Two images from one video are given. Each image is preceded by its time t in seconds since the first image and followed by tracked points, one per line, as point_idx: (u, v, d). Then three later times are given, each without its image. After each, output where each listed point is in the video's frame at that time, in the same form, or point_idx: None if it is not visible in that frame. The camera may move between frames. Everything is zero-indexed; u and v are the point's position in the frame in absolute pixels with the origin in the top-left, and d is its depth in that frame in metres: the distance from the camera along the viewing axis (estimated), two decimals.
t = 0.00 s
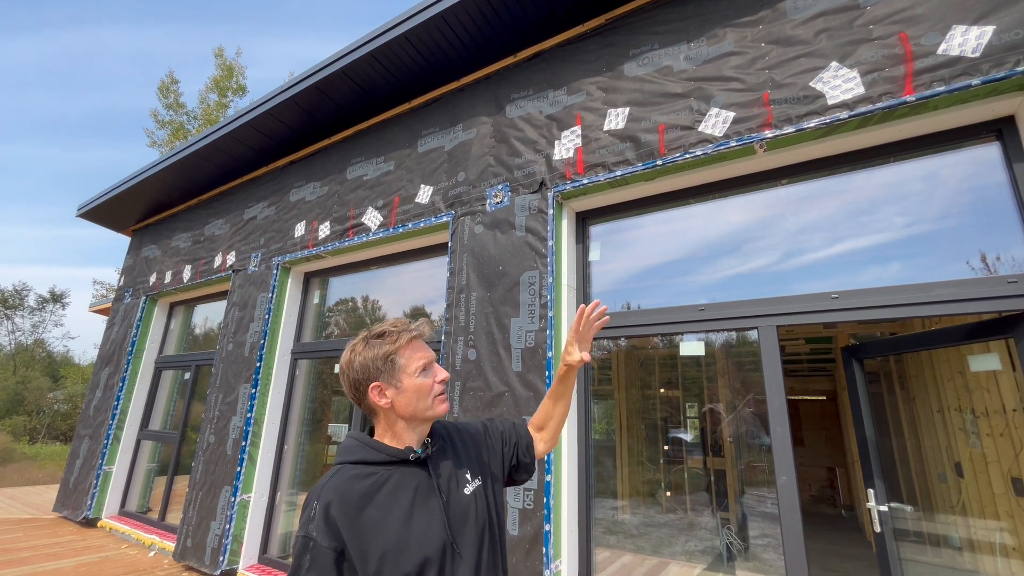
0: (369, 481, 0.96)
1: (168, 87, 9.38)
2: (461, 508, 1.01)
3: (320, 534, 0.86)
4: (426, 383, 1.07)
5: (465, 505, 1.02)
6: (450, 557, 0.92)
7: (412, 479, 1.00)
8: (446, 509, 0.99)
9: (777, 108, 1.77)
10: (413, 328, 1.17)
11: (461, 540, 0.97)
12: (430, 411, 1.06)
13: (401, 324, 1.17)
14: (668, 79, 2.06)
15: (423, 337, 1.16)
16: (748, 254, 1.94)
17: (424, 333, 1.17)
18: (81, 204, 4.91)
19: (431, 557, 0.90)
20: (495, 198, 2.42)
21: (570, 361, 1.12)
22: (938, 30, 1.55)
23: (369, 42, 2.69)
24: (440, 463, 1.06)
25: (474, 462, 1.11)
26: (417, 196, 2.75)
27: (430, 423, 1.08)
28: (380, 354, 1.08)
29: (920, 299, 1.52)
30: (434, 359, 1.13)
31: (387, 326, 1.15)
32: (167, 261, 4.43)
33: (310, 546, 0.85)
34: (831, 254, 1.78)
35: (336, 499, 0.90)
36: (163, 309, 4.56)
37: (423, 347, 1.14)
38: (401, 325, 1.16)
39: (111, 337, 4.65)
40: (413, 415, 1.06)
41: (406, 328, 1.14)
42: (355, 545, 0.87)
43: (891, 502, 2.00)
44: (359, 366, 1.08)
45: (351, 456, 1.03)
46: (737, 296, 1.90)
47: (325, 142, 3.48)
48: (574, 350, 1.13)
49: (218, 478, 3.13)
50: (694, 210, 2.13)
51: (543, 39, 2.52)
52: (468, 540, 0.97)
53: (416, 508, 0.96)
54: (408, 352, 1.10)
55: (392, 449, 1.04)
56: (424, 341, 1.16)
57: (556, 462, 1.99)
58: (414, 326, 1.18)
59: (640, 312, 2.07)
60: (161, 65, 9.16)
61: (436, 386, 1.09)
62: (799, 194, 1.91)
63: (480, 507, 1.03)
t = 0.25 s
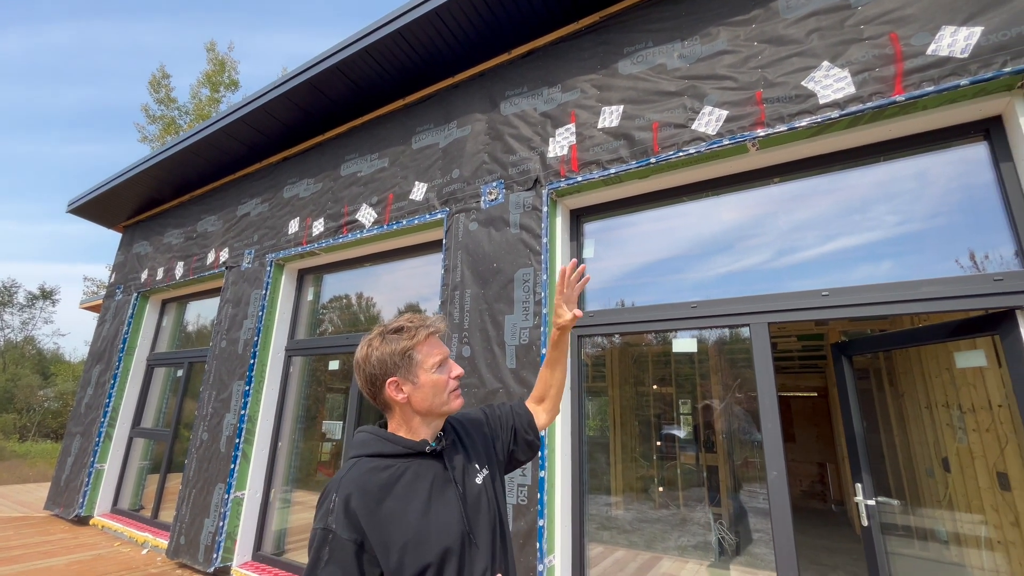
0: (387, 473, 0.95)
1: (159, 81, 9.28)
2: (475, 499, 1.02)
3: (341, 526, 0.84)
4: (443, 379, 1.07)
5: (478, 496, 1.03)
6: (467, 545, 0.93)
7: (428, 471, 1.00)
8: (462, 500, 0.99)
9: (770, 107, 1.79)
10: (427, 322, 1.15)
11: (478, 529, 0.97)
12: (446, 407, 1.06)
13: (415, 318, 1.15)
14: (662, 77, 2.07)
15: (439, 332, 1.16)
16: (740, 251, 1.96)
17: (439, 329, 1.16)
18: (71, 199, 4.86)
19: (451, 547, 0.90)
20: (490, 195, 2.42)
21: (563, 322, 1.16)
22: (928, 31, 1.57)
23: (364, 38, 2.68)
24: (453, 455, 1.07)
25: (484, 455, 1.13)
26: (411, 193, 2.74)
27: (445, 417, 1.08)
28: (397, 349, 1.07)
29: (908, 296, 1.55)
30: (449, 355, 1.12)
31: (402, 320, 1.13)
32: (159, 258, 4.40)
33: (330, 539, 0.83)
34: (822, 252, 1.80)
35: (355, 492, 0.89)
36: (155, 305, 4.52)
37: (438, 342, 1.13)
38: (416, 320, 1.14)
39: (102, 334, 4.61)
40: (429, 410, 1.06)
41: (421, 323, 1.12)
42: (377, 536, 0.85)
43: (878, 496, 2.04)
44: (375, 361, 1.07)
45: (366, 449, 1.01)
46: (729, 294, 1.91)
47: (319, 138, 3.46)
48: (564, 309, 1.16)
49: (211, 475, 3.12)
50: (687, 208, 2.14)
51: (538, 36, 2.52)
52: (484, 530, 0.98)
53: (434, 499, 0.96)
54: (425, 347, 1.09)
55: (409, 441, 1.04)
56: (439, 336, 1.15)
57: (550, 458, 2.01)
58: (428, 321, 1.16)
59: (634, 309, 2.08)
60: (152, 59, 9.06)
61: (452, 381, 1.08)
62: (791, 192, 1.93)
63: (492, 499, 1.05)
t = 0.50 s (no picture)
0: (383, 472, 0.95)
1: (154, 77, 9.22)
2: (472, 496, 1.02)
3: (339, 525, 0.83)
4: (440, 378, 1.07)
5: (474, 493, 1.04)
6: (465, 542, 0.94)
7: (425, 469, 1.01)
8: (458, 497, 1.00)
9: (764, 106, 1.79)
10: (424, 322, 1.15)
11: (474, 526, 0.98)
12: (442, 406, 1.06)
13: (413, 317, 1.15)
14: (658, 75, 2.07)
15: (435, 332, 1.16)
16: (734, 250, 1.97)
17: (435, 328, 1.17)
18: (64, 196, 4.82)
19: (450, 543, 0.90)
20: (485, 193, 2.42)
21: (557, 301, 1.19)
22: (921, 31, 1.57)
23: (359, 35, 2.67)
24: (449, 452, 1.07)
25: (478, 454, 1.14)
26: (407, 191, 2.74)
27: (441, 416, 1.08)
28: (394, 347, 1.07)
29: (900, 295, 1.56)
30: (446, 354, 1.13)
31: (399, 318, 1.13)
32: (153, 255, 4.38)
33: (327, 538, 0.82)
34: (815, 251, 1.81)
35: (352, 490, 0.88)
36: (149, 303, 4.50)
37: (435, 342, 1.13)
38: (414, 317, 1.14)
39: (97, 332, 4.58)
40: (425, 408, 1.06)
41: (418, 323, 1.12)
42: (375, 534, 0.85)
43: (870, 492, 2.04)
44: (372, 359, 1.07)
45: (363, 447, 1.00)
46: (723, 292, 1.92)
47: (314, 135, 3.45)
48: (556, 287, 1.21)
49: (206, 473, 3.12)
50: (682, 206, 2.15)
51: (534, 33, 2.51)
52: (481, 527, 0.99)
53: (431, 495, 0.96)
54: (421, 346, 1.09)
55: (406, 439, 1.04)
56: (436, 336, 1.16)
57: (545, 454, 2.02)
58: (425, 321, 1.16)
59: (630, 307, 2.08)
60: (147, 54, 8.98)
61: (449, 380, 1.09)
62: (785, 191, 1.93)
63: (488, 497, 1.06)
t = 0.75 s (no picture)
0: (367, 469, 0.97)
1: (151, 75, 9.19)
2: (457, 496, 1.03)
3: (318, 519, 0.85)
4: (407, 382, 1.03)
5: (458, 493, 1.04)
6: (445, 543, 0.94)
7: (409, 466, 1.02)
8: (441, 497, 1.00)
9: (760, 105, 1.80)
10: (397, 322, 1.12)
11: (457, 526, 0.99)
12: (412, 410, 1.03)
13: (386, 317, 1.12)
14: (655, 74, 2.08)
15: (411, 332, 1.13)
16: (731, 249, 1.98)
17: (411, 327, 1.13)
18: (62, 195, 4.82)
19: (428, 543, 0.91)
20: (483, 191, 2.43)
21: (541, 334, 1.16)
22: (916, 30, 1.58)
23: (356, 33, 2.67)
24: (436, 452, 1.08)
25: (468, 453, 1.14)
26: (405, 189, 2.74)
27: (415, 419, 1.06)
28: (362, 351, 1.06)
29: (895, 293, 1.57)
30: (418, 355, 1.07)
31: (373, 319, 1.12)
32: (151, 254, 4.38)
33: (307, 532, 0.84)
34: (811, 249, 1.82)
35: (333, 486, 0.90)
36: (148, 301, 4.50)
37: (408, 342, 1.09)
38: (386, 318, 1.13)
39: (95, 330, 4.59)
40: (396, 412, 1.05)
41: (386, 324, 1.09)
42: (354, 531, 0.87)
43: (864, 490, 2.09)
44: (345, 361, 1.09)
45: (347, 443, 1.03)
46: (719, 290, 1.93)
47: (312, 134, 3.45)
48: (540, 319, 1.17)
49: (205, 471, 3.13)
50: (679, 205, 2.15)
51: (532, 32, 2.52)
52: (464, 527, 1.00)
53: (413, 494, 0.97)
54: (389, 349, 1.06)
55: (390, 436, 1.05)
56: (410, 336, 1.11)
57: (542, 452, 2.02)
58: (399, 320, 1.13)
59: (628, 305, 2.09)
60: (144, 52, 8.96)
61: (418, 384, 1.04)
62: (781, 190, 1.94)
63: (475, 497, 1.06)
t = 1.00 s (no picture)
0: (346, 460, 1.01)
1: (153, 74, 9.21)
2: (434, 498, 1.03)
3: (290, 502, 0.89)
4: (374, 383, 1.04)
5: (433, 494, 1.04)
6: (412, 547, 0.94)
7: (385, 462, 1.03)
8: (414, 496, 1.01)
9: (758, 104, 1.81)
10: (367, 321, 1.11)
11: (429, 529, 0.98)
12: (382, 410, 1.04)
13: (357, 317, 1.13)
14: (653, 74, 2.09)
15: (386, 328, 1.12)
16: (729, 248, 1.99)
17: (385, 324, 1.13)
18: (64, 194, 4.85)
19: (391, 543, 0.92)
20: (482, 191, 2.44)
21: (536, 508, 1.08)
22: (914, 30, 1.59)
23: (356, 33, 2.68)
24: (419, 452, 1.10)
25: (456, 458, 1.14)
26: (405, 189, 2.75)
27: (390, 418, 1.07)
28: (335, 352, 1.10)
29: (891, 292, 1.58)
30: (384, 356, 1.06)
31: (347, 319, 1.14)
32: (153, 253, 4.40)
33: (280, 515, 0.88)
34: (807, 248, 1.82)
35: (309, 472, 0.95)
36: (150, 300, 4.53)
37: (375, 342, 1.08)
38: (361, 316, 1.13)
39: (98, 329, 4.62)
40: (371, 410, 1.08)
41: (353, 325, 1.09)
42: (320, 518, 0.90)
43: (862, 487, 2.13)
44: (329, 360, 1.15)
45: (334, 433, 1.07)
46: (717, 289, 1.94)
47: (313, 133, 3.47)
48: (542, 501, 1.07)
49: (208, 469, 3.15)
50: (677, 204, 2.16)
51: (531, 32, 2.53)
52: (436, 531, 0.99)
53: (388, 491, 0.99)
54: (356, 350, 1.07)
55: (372, 431, 1.08)
56: (378, 334, 1.10)
57: (541, 450, 2.03)
58: (369, 319, 1.12)
59: (628, 304, 2.09)
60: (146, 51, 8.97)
61: (384, 385, 1.04)
62: (779, 189, 1.95)
63: (455, 502, 1.05)
